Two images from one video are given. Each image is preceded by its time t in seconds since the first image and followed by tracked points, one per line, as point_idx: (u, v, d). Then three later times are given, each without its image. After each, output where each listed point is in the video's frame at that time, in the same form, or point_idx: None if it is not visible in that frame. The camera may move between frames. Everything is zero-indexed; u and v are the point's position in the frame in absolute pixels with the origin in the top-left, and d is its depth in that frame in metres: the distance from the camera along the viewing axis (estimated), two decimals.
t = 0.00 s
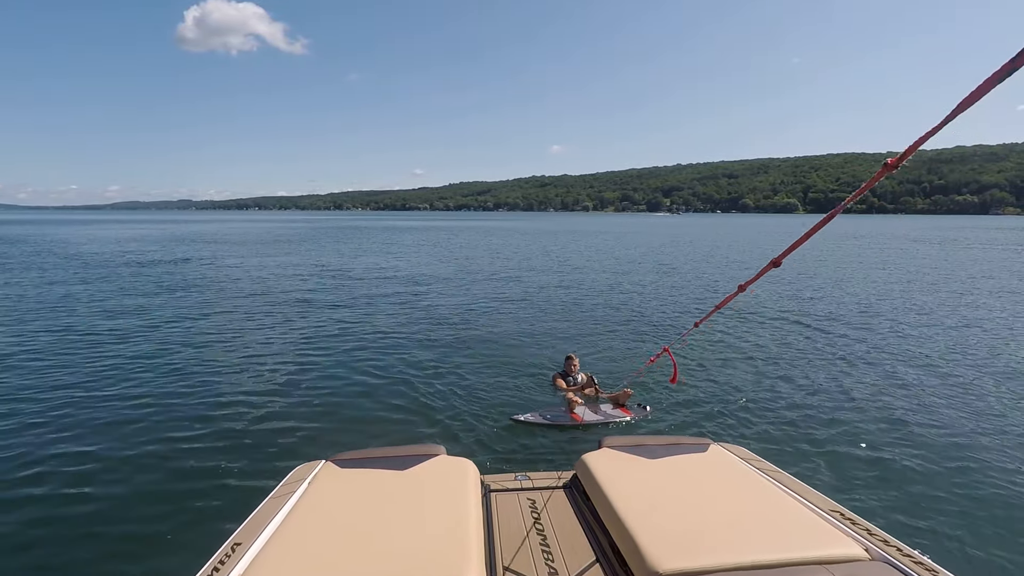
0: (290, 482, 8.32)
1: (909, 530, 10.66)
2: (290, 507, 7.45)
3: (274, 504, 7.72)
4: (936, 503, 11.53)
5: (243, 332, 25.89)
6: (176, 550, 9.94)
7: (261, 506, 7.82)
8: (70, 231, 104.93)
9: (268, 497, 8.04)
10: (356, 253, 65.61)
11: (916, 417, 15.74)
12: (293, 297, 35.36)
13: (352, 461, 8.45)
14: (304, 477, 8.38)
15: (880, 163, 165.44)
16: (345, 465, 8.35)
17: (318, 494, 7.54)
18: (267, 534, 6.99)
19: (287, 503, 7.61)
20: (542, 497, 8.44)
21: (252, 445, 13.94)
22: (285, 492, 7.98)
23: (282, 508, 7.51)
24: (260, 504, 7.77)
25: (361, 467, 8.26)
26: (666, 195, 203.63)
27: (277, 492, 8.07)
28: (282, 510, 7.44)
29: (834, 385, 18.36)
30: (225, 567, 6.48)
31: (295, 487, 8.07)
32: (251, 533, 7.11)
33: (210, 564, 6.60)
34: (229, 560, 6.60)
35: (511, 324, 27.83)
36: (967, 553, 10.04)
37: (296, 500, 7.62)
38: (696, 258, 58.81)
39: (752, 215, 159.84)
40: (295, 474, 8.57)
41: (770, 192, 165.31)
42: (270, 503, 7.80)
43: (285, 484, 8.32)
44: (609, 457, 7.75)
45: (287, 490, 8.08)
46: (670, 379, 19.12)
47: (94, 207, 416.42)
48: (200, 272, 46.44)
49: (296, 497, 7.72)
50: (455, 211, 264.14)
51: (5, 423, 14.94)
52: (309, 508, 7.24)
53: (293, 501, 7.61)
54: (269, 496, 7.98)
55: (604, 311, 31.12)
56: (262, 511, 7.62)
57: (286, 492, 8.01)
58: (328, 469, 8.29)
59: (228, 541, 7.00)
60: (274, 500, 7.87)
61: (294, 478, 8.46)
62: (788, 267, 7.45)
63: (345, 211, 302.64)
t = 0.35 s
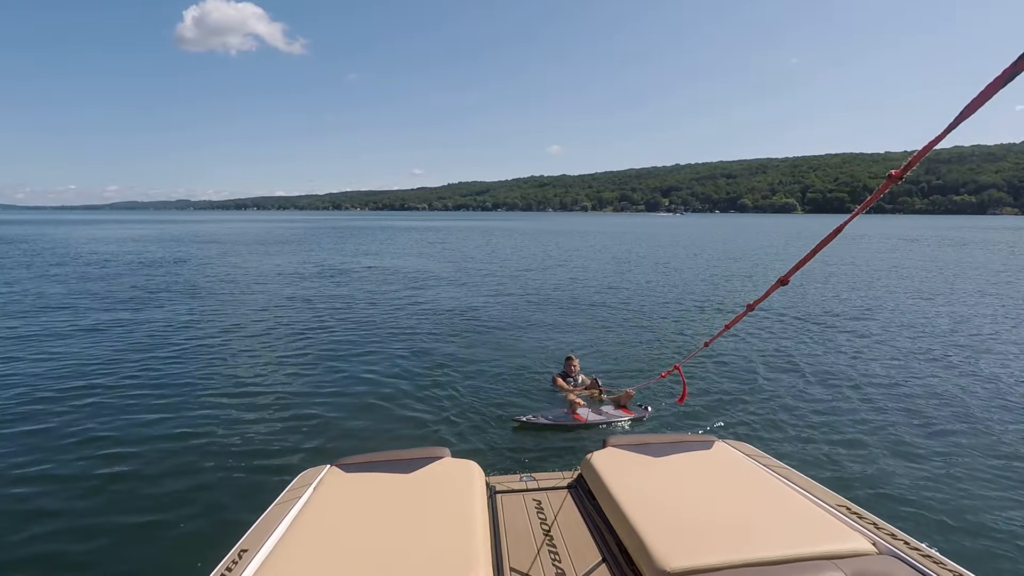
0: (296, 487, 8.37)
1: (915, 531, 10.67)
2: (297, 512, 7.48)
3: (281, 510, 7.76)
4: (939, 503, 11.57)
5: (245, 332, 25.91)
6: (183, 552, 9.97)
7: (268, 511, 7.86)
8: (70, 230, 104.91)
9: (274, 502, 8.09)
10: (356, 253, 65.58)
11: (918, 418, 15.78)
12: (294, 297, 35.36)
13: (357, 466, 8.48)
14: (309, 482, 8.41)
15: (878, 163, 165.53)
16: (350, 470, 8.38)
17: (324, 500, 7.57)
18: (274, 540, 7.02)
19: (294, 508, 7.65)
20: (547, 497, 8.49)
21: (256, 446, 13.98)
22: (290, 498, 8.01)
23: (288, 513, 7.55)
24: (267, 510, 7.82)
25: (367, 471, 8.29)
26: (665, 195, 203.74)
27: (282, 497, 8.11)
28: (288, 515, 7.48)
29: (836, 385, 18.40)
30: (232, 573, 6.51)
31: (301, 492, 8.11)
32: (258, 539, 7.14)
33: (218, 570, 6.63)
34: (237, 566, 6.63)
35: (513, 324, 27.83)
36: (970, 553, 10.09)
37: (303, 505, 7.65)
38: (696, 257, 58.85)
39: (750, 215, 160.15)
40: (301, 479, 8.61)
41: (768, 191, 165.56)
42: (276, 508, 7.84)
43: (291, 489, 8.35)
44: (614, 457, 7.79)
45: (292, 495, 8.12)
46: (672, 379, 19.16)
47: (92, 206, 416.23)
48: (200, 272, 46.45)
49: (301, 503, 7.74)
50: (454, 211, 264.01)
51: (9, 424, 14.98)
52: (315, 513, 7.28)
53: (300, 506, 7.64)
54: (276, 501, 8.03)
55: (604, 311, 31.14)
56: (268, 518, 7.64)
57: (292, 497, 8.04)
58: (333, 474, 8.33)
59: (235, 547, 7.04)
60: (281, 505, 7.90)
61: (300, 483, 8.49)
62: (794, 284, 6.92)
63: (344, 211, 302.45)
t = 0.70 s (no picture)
0: (298, 488, 8.38)
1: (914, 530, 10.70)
2: (299, 513, 7.50)
3: (283, 511, 7.77)
4: (938, 502, 11.60)
5: (244, 332, 25.91)
6: (184, 552, 9.98)
7: (270, 512, 7.88)
8: (68, 230, 104.69)
9: (276, 502, 8.10)
10: (354, 253, 65.54)
11: (916, 417, 15.84)
12: (293, 297, 35.34)
13: (358, 466, 8.50)
14: (311, 482, 8.43)
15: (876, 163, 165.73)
16: (352, 470, 8.40)
17: (326, 500, 7.59)
18: (276, 541, 7.04)
19: (296, 508, 7.67)
20: (549, 496, 8.52)
21: (257, 446, 13.99)
22: (292, 498, 8.02)
23: (291, 514, 7.57)
24: (269, 511, 7.83)
25: (368, 471, 8.31)
26: (663, 195, 203.82)
27: (284, 498, 8.12)
28: (290, 515, 7.50)
29: (834, 385, 18.44)
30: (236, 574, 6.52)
31: (302, 492, 8.13)
32: (260, 540, 7.16)
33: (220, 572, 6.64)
34: (238, 568, 6.64)
35: (512, 324, 27.84)
36: (968, 552, 10.13)
37: (304, 506, 7.67)
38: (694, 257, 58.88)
39: (748, 215, 160.35)
40: (303, 479, 8.62)
41: (766, 191, 165.71)
42: (278, 509, 7.85)
43: (293, 490, 8.37)
44: (616, 454, 7.81)
45: (294, 496, 8.13)
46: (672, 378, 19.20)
47: (90, 206, 415.85)
48: (199, 272, 46.40)
49: (303, 503, 7.76)
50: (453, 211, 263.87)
51: (9, 425, 14.97)
52: (318, 513, 7.29)
53: (302, 506, 7.66)
54: (278, 501, 8.04)
55: (603, 310, 31.17)
56: (270, 518, 7.65)
57: (293, 498, 8.05)
58: (334, 474, 8.34)
59: (238, 548, 7.05)
60: (283, 506, 7.92)
61: (301, 483, 8.51)
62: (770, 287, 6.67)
63: (343, 211, 302.25)
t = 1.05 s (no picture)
0: (294, 482, 8.37)
1: (909, 530, 10.70)
2: (295, 507, 7.49)
3: (279, 505, 7.76)
4: (934, 502, 11.61)
5: (242, 332, 25.90)
6: (179, 550, 9.98)
7: (266, 507, 7.86)
8: (67, 230, 104.64)
9: (272, 496, 8.09)
10: (353, 253, 65.50)
11: (914, 417, 15.83)
12: (291, 297, 35.33)
13: (355, 461, 8.49)
14: (307, 477, 8.41)
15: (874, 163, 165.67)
16: (348, 465, 8.38)
17: (322, 494, 7.58)
18: (271, 535, 7.04)
19: (292, 502, 7.66)
20: (545, 493, 8.52)
21: (253, 445, 13.97)
22: (288, 493, 8.01)
23: (286, 508, 7.56)
24: (264, 505, 7.82)
25: (365, 466, 8.30)
26: (662, 195, 203.85)
27: (280, 493, 8.10)
28: (286, 510, 7.49)
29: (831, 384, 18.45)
30: (229, 569, 6.51)
31: (298, 486, 8.11)
32: (255, 535, 7.15)
33: (215, 566, 6.64)
34: (234, 562, 6.65)
35: (510, 324, 27.85)
36: (963, 553, 10.13)
37: (300, 500, 7.66)
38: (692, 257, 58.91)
39: (746, 215, 160.70)
40: (299, 474, 8.61)
41: (764, 191, 165.96)
42: (274, 503, 7.85)
43: (289, 484, 8.36)
44: (612, 452, 7.80)
45: (290, 490, 8.12)
46: (670, 378, 19.21)
47: (88, 206, 415.12)
48: (198, 272, 46.38)
49: (299, 498, 7.76)
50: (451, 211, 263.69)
51: (7, 424, 14.98)
52: (313, 507, 7.29)
53: (298, 501, 7.65)
54: (273, 496, 8.03)
55: (601, 311, 31.15)
56: (266, 513, 7.64)
57: (290, 492, 8.05)
58: (330, 469, 8.34)
59: (232, 542, 7.04)
60: (279, 500, 7.91)
61: (298, 478, 8.51)
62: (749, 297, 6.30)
63: (341, 211, 302.16)
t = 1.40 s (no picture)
0: (288, 476, 8.35)
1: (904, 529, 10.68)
2: (288, 500, 7.48)
3: (272, 498, 7.75)
4: (929, 501, 11.59)
5: (239, 331, 25.86)
6: (172, 547, 9.96)
7: (259, 500, 7.86)
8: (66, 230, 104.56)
9: (265, 490, 8.08)
10: (352, 253, 65.44)
11: (910, 417, 15.80)
12: (289, 297, 35.28)
13: (349, 456, 8.47)
14: (301, 471, 8.39)
15: (872, 163, 165.77)
16: (342, 460, 8.37)
17: (315, 488, 7.57)
18: (264, 528, 7.02)
19: (285, 495, 7.66)
20: (538, 492, 8.49)
21: (247, 444, 13.93)
22: (281, 487, 8.00)
23: (279, 502, 7.55)
24: (257, 498, 7.81)
25: (359, 461, 8.28)
26: (661, 195, 203.99)
27: (273, 486, 8.09)
28: (278, 503, 7.47)
29: (827, 385, 18.39)
30: (221, 561, 6.50)
31: (292, 480, 8.09)
32: (248, 527, 7.14)
33: (206, 557, 6.63)
34: (225, 554, 6.63)
35: (507, 324, 27.79)
36: (957, 553, 10.10)
37: (293, 493, 7.65)
38: (690, 257, 58.80)
39: (745, 215, 160.52)
40: (293, 468, 8.60)
41: (762, 192, 165.89)
42: (267, 496, 7.84)
43: (282, 478, 8.35)
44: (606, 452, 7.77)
45: (283, 484, 8.11)
46: (666, 378, 19.18)
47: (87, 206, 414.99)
48: (196, 272, 46.33)
49: (292, 491, 7.74)
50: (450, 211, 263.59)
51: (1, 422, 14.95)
52: (306, 501, 7.28)
53: (291, 494, 7.64)
54: (266, 489, 8.03)
55: (599, 311, 31.09)
56: (259, 506, 7.63)
57: (283, 486, 8.04)
58: (324, 463, 8.32)
59: (225, 534, 7.03)
60: (271, 493, 7.89)
61: (291, 472, 8.48)
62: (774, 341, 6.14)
63: (340, 211, 301.75)
